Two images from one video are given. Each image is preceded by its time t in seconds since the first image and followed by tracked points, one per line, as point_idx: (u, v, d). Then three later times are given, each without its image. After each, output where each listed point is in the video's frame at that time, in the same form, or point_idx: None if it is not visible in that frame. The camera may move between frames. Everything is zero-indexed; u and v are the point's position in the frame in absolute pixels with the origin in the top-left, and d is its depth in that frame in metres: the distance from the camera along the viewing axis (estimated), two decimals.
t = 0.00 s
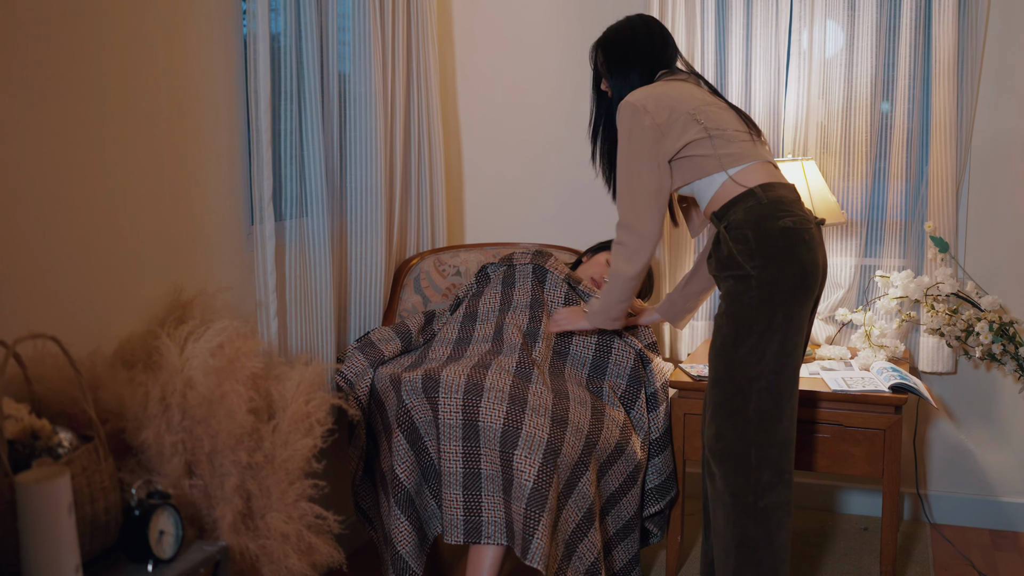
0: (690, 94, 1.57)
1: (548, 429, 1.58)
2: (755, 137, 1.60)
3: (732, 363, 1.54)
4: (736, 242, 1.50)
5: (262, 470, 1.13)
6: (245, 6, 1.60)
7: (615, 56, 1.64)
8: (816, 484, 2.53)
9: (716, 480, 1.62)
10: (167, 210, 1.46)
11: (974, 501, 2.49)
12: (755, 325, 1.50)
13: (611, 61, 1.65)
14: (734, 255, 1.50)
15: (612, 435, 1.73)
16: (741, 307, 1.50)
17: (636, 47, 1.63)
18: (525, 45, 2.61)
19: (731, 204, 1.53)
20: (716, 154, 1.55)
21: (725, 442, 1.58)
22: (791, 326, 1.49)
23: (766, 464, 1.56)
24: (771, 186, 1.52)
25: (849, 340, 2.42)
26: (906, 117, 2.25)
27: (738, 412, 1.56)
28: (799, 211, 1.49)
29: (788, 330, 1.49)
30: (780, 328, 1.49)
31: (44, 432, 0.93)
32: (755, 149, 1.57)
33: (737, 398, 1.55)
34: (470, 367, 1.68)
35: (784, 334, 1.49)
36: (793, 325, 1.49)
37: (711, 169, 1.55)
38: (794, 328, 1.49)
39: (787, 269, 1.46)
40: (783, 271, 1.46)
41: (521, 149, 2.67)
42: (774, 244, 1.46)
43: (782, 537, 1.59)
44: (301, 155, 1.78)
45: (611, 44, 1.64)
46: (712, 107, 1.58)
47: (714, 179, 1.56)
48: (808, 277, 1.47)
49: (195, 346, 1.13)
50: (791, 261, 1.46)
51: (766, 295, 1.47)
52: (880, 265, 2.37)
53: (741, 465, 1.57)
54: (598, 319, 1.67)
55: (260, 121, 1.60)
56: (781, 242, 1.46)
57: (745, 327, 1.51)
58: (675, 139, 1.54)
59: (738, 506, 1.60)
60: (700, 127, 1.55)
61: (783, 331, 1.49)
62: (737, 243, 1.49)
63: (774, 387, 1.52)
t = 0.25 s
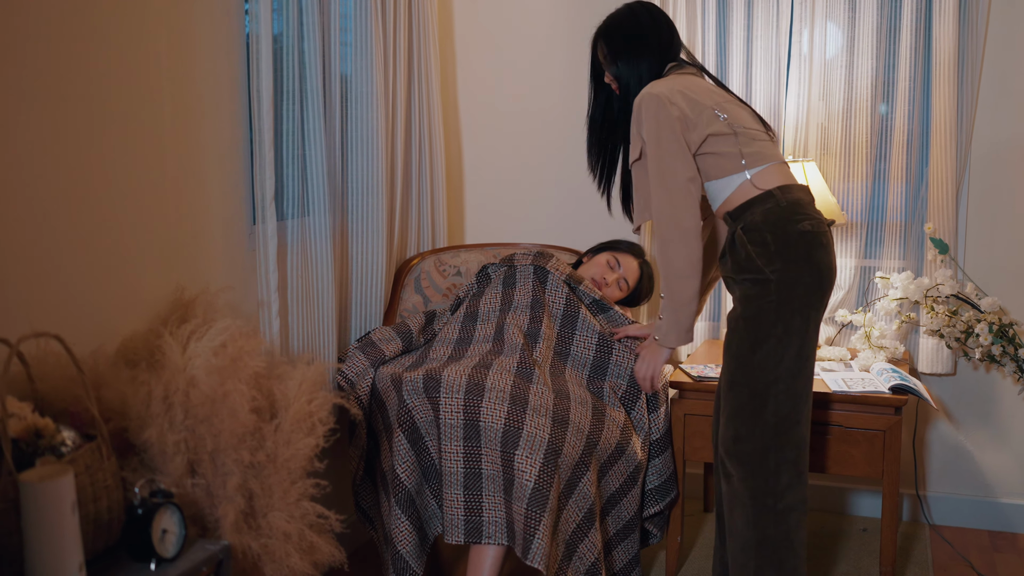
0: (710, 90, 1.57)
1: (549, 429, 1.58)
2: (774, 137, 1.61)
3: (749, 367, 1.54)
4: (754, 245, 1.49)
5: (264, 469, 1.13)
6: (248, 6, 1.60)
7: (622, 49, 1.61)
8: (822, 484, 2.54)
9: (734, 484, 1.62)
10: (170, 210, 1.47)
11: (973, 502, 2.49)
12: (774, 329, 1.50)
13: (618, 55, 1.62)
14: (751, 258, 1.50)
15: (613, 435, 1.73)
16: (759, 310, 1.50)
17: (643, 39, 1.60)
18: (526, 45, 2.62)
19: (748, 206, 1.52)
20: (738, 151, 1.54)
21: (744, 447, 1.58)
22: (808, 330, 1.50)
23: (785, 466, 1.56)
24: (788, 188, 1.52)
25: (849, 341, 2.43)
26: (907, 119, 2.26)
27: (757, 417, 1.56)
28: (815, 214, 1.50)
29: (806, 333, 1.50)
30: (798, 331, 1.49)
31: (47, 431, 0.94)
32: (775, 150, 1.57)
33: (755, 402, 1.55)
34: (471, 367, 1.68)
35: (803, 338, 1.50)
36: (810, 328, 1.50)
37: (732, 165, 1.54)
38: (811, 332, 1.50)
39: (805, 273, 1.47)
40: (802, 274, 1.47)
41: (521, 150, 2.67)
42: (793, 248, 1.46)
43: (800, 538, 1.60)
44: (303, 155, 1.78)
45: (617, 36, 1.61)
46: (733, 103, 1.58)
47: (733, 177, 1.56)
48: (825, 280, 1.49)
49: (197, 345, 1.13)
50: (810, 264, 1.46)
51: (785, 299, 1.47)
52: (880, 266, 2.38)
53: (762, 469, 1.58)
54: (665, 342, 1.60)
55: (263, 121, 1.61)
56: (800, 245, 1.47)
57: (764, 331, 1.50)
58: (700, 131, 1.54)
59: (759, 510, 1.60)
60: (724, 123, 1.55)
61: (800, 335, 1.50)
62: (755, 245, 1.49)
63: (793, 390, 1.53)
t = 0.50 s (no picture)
0: (718, 102, 1.52)
1: (549, 429, 1.58)
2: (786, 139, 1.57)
3: (764, 374, 1.56)
4: (772, 253, 1.50)
5: (266, 468, 1.13)
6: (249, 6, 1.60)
7: (624, 56, 1.54)
8: (822, 485, 2.55)
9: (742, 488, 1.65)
10: (172, 210, 1.47)
11: (971, 503, 2.50)
12: (787, 337, 1.52)
13: (619, 62, 1.54)
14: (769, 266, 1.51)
15: (612, 436, 1.73)
16: (777, 318, 1.52)
17: (645, 44, 1.54)
18: (526, 47, 2.62)
19: (765, 214, 1.52)
20: (754, 166, 1.51)
21: (755, 453, 1.61)
22: (825, 338, 1.52)
23: (794, 471, 1.59)
24: (806, 195, 1.51)
25: (848, 342, 2.44)
26: (906, 121, 2.26)
27: (768, 424, 1.58)
28: (833, 220, 1.51)
29: (819, 343, 1.52)
30: (811, 340, 1.52)
31: (50, 430, 0.94)
32: (790, 156, 1.54)
33: (766, 409, 1.58)
34: (471, 367, 1.68)
35: (815, 347, 1.52)
36: (824, 336, 1.52)
37: (749, 181, 1.52)
38: (829, 339, 1.52)
39: (823, 281, 1.49)
40: (821, 283, 1.49)
41: (521, 151, 2.68)
42: (813, 256, 1.48)
43: (807, 540, 1.64)
44: (304, 155, 1.78)
45: (616, 44, 1.54)
46: (743, 112, 1.54)
47: (749, 192, 1.54)
48: (842, 289, 1.51)
49: (199, 344, 1.13)
50: (828, 273, 1.48)
51: (803, 307, 1.50)
52: (878, 267, 2.38)
53: (773, 474, 1.61)
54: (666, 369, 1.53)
55: (263, 120, 1.61)
56: (819, 253, 1.48)
57: (779, 339, 1.53)
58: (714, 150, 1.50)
59: (767, 514, 1.63)
60: (736, 138, 1.50)
61: (817, 343, 1.52)
62: (774, 254, 1.50)
63: (805, 398, 1.55)
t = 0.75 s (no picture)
0: (725, 118, 1.47)
1: (551, 429, 1.58)
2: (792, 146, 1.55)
3: (776, 379, 1.57)
4: (789, 260, 1.51)
5: (269, 466, 1.13)
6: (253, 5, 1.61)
7: (621, 68, 1.47)
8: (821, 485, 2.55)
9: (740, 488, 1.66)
10: (175, 208, 1.47)
11: (970, 503, 2.50)
12: (794, 338, 1.53)
13: (615, 74, 1.48)
14: (785, 275, 1.52)
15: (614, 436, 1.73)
16: (791, 324, 1.52)
17: (643, 56, 1.47)
18: (528, 46, 2.62)
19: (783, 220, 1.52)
20: (765, 180, 1.50)
21: (754, 454, 1.62)
22: (840, 343, 1.52)
23: (793, 473, 1.60)
24: (822, 201, 1.51)
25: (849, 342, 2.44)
26: (906, 121, 2.27)
27: (769, 426, 1.59)
28: (849, 226, 1.51)
29: (825, 348, 1.52)
30: (815, 344, 1.52)
31: (55, 427, 0.94)
32: (798, 164, 1.53)
33: (768, 411, 1.58)
34: (473, 366, 1.68)
35: (819, 351, 1.52)
36: (829, 341, 1.51)
37: (760, 196, 1.51)
38: (843, 345, 1.53)
39: (839, 288, 1.49)
40: (836, 290, 1.49)
41: (522, 150, 2.68)
42: (829, 264, 1.48)
43: (804, 541, 1.64)
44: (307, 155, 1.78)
45: (612, 57, 1.48)
46: (750, 124, 1.50)
47: (761, 206, 1.53)
48: (857, 295, 1.51)
49: (203, 342, 1.13)
50: (843, 279, 1.48)
51: (818, 314, 1.50)
52: (879, 267, 2.39)
53: (772, 476, 1.61)
54: (619, 373, 1.55)
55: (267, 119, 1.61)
56: (835, 260, 1.48)
57: (793, 344, 1.53)
58: (725, 168, 1.46)
59: (764, 514, 1.64)
60: (744, 154, 1.47)
61: (831, 349, 1.52)
62: (790, 263, 1.51)
63: (808, 402, 1.55)
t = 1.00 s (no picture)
0: (727, 123, 1.47)
1: (554, 428, 1.58)
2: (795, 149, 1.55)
3: (778, 379, 1.57)
4: (796, 263, 1.51)
5: (273, 463, 1.13)
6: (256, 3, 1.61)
7: (623, 70, 1.46)
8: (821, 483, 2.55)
9: (739, 486, 1.66)
10: (178, 205, 1.47)
11: (972, 502, 2.50)
12: (797, 338, 1.53)
13: (617, 76, 1.46)
14: (791, 278, 1.52)
15: (616, 434, 1.74)
16: (796, 327, 1.52)
17: (644, 56, 1.46)
18: (530, 45, 2.62)
19: (790, 224, 1.52)
20: (768, 185, 1.50)
21: (754, 453, 1.62)
22: (845, 345, 1.52)
23: (792, 472, 1.60)
24: (828, 204, 1.51)
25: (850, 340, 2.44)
26: (908, 121, 2.27)
27: (770, 425, 1.59)
28: (856, 228, 1.51)
29: (827, 348, 1.52)
30: (817, 345, 1.52)
31: (59, 424, 0.94)
32: (802, 168, 1.53)
33: (770, 411, 1.58)
34: (476, 364, 1.68)
35: (821, 351, 1.52)
36: (831, 341, 1.51)
37: (764, 202, 1.51)
38: (848, 346, 1.53)
39: (844, 291, 1.49)
40: (842, 293, 1.49)
41: (524, 149, 2.68)
42: (836, 267, 1.48)
43: (802, 540, 1.64)
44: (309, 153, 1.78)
45: (613, 58, 1.47)
46: (752, 129, 1.50)
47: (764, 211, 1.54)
48: (864, 297, 1.51)
49: (207, 339, 1.13)
50: (850, 282, 1.48)
51: (823, 316, 1.50)
52: (881, 266, 2.38)
53: (771, 475, 1.61)
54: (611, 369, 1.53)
55: (269, 117, 1.60)
56: (842, 263, 1.48)
57: (797, 345, 1.53)
58: (726, 175, 1.47)
59: (762, 512, 1.64)
60: (747, 158, 1.47)
61: (836, 350, 1.52)
62: (796, 267, 1.51)
63: (808, 402, 1.55)
